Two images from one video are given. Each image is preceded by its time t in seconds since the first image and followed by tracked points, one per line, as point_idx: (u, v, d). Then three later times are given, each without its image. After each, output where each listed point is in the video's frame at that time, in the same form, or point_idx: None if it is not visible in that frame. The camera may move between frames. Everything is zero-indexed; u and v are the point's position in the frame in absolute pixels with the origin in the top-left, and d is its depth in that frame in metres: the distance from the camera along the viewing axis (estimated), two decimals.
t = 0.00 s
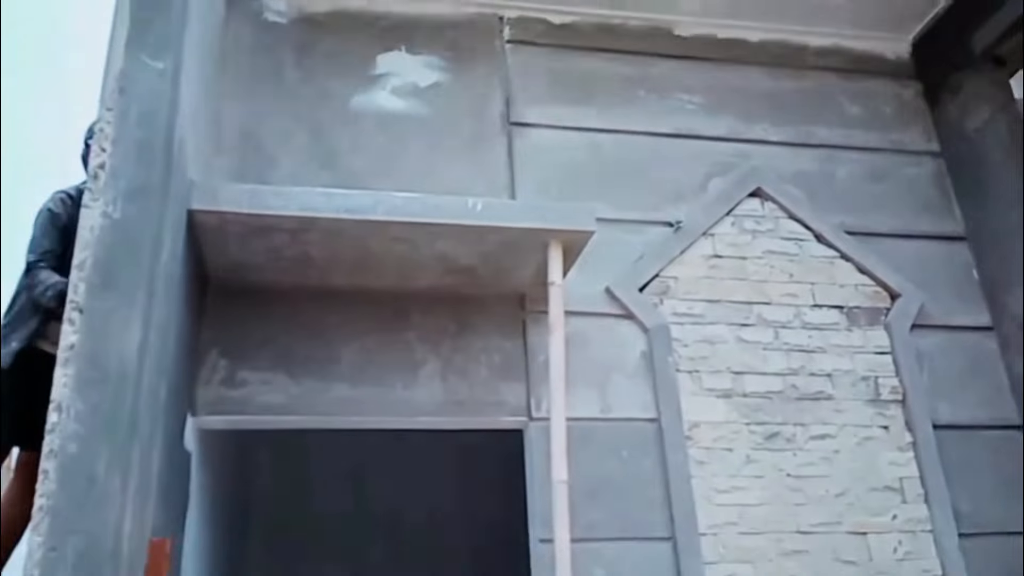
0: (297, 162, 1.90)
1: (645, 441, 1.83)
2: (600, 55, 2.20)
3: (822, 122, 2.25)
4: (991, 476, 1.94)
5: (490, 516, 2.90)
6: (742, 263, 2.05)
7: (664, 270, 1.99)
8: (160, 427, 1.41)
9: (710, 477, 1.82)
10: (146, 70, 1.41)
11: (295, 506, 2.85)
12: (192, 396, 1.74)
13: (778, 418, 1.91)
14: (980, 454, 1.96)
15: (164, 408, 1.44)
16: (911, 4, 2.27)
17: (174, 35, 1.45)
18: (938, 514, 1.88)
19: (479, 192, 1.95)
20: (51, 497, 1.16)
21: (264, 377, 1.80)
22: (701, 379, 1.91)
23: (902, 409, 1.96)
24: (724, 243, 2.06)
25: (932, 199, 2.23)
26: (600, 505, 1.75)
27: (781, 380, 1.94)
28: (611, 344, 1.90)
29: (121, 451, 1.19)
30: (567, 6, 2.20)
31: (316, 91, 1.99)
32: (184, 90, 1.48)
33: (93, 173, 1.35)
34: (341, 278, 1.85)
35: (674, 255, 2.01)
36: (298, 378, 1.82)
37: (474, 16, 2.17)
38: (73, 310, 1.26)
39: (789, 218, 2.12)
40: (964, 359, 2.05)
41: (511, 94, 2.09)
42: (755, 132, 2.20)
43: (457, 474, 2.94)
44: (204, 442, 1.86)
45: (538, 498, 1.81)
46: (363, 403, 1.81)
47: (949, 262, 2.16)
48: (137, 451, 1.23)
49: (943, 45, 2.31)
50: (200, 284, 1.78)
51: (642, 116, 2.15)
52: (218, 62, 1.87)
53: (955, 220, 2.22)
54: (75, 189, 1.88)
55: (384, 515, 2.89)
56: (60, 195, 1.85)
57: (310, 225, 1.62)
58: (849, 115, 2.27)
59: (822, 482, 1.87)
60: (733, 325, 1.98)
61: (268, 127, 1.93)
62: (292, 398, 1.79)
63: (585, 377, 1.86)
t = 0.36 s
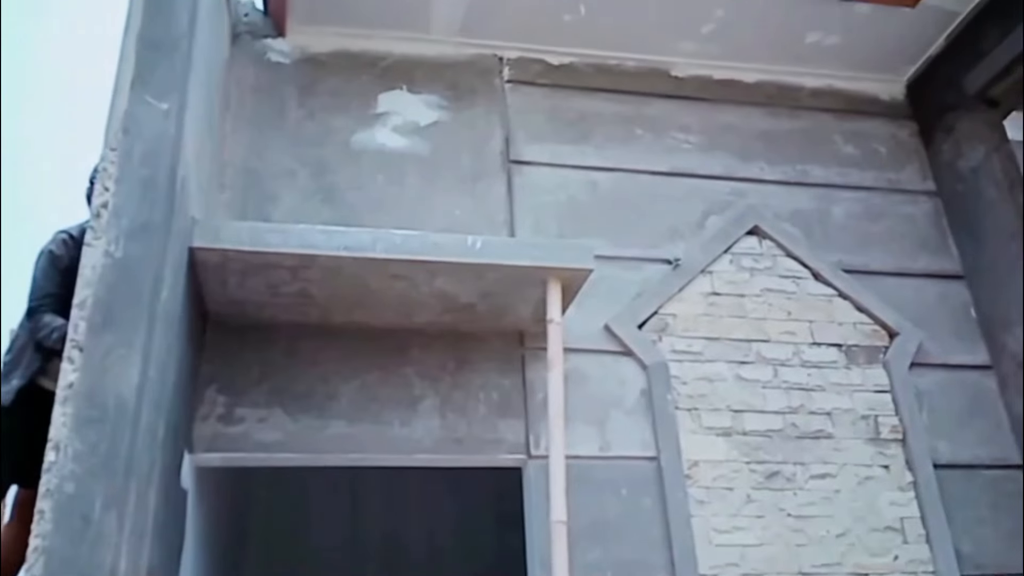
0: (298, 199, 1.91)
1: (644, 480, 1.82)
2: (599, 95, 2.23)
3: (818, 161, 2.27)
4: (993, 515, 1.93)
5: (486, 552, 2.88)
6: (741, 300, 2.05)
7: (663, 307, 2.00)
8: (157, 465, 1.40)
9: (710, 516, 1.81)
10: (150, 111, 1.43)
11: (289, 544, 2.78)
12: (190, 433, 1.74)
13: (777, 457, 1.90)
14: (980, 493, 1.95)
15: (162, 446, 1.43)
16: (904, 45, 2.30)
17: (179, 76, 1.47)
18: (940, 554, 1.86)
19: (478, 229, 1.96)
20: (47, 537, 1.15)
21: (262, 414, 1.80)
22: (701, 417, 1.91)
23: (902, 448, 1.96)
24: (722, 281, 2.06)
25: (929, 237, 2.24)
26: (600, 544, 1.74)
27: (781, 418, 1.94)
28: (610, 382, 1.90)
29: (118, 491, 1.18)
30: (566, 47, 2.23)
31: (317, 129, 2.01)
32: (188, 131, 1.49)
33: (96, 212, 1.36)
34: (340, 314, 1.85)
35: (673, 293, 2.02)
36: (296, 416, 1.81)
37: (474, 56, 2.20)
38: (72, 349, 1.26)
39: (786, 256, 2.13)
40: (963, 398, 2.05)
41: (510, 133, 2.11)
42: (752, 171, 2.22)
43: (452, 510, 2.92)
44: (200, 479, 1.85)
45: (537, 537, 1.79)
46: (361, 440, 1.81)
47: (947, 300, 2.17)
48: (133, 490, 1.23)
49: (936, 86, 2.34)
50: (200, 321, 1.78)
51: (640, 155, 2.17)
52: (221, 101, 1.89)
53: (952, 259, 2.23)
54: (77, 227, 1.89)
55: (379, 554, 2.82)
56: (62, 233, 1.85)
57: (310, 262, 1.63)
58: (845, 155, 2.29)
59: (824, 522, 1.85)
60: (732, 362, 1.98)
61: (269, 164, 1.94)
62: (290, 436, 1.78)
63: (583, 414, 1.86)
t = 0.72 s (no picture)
0: (303, 228, 1.92)
1: (648, 509, 1.81)
2: (602, 125, 2.25)
3: (820, 190, 2.28)
4: (999, 546, 1.91)
5: None
6: (744, 328, 2.05)
7: (665, 335, 2.00)
8: (160, 494, 1.40)
9: (715, 546, 1.80)
10: (157, 142, 1.44)
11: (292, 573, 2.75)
12: (192, 461, 1.73)
13: (782, 486, 1.89)
14: (987, 523, 1.94)
15: (164, 474, 1.43)
16: (904, 75, 2.32)
17: (186, 107, 1.49)
18: None
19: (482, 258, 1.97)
20: (47, 567, 1.15)
21: (265, 442, 1.79)
22: (704, 445, 1.90)
23: (907, 477, 1.95)
24: (725, 309, 2.07)
25: (932, 266, 2.24)
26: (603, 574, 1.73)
27: (785, 447, 1.93)
28: (614, 410, 1.90)
29: (120, 520, 1.18)
30: (569, 77, 2.25)
31: (322, 158, 2.02)
32: (194, 161, 1.51)
33: (103, 242, 1.37)
34: (344, 343, 1.85)
35: (676, 321, 2.02)
36: (299, 444, 1.81)
37: (478, 87, 2.22)
38: (77, 378, 1.26)
39: (789, 284, 2.13)
40: (967, 427, 2.04)
41: (513, 162, 2.12)
42: (754, 200, 2.23)
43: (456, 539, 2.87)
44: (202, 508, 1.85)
45: (540, 566, 1.78)
46: (364, 469, 1.80)
47: (950, 329, 2.16)
48: (135, 519, 1.23)
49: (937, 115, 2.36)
50: (204, 349, 1.78)
51: (643, 184, 2.18)
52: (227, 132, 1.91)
53: (955, 288, 2.23)
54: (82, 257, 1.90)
55: None
56: (66, 262, 1.86)
57: (314, 290, 1.64)
58: (846, 183, 2.30)
59: (829, 552, 1.84)
60: (735, 390, 1.98)
61: (274, 193, 1.96)
62: (293, 464, 1.78)
63: (586, 442, 1.85)
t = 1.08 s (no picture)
0: (299, 247, 1.92)
1: (647, 527, 1.80)
2: (597, 142, 2.26)
3: (815, 206, 2.29)
4: (999, 561, 1.91)
5: None
6: (740, 344, 2.05)
7: (662, 352, 2.00)
8: (155, 514, 1.40)
9: (714, 563, 1.79)
10: (153, 162, 1.45)
11: None
12: (188, 482, 1.73)
13: (781, 503, 1.88)
14: (986, 538, 1.93)
15: (159, 494, 1.43)
16: (897, 92, 2.34)
17: (183, 128, 1.50)
18: None
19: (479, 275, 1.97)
20: None
21: (261, 462, 1.79)
22: (702, 461, 1.90)
23: (906, 493, 1.94)
24: (721, 325, 2.07)
25: (927, 281, 2.25)
26: None
27: (783, 463, 1.93)
28: (611, 427, 1.89)
29: (116, 541, 1.18)
30: (564, 95, 2.26)
31: (319, 177, 2.03)
32: (190, 181, 1.51)
33: (98, 262, 1.37)
34: (340, 361, 1.85)
35: (672, 338, 2.02)
36: (296, 463, 1.80)
37: (473, 105, 2.23)
38: (72, 399, 1.26)
39: (785, 299, 2.14)
40: (965, 441, 2.04)
41: (509, 180, 2.13)
42: (749, 216, 2.23)
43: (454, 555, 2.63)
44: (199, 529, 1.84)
45: None
46: (361, 488, 1.79)
47: (946, 343, 2.17)
48: (132, 541, 1.22)
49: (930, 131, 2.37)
50: (200, 368, 1.78)
51: (639, 201, 2.18)
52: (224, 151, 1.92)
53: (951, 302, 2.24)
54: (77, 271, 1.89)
55: None
56: (62, 275, 1.86)
57: (310, 308, 1.64)
58: (841, 200, 2.31)
59: (829, 569, 1.83)
60: (733, 407, 1.97)
61: (270, 212, 1.96)
62: (289, 483, 1.77)
63: (584, 459, 1.85)
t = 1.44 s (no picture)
0: (293, 273, 1.89)
1: (647, 560, 1.76)
2: (594, 168, 2.24)
3: (813, 232, 2.27)
4: None
5: None
6: (740, 372, 2.03)
7: (661, 380, 1.97)
8: (144, 549, 1.35)
9: None
10: (147, 189, 1.42)
11: None
12: (176, 515, 1.68)
13: (784, 535, 1.85)
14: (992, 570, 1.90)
15: (148, 529, 1.38)
16: (894, 119, 2.34)
17: (178, 154, 1.47)
18: None
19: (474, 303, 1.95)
20: None
21: (251, 494, 1.74)
22: (703, 492, 1.86)
23: (911, 524, 1.91)
24: (721, 352, 2.04)
25: (927, 307, 2.24)
26: None
27: (785, 494, 1.90)
28: (610, 457, 1.86)
29: None
30: (561, 120, 2.25)
31: (313, 203, 2.00)
32: (184, 208, 1.49)
33: (90, 290, 1.34)
34: (335, 390, 1.81)
35: (671, 366, 1.99)
36: (288, 495, 1.75)
37: (470, 130, 2.21)
38: (60, 430, 1.23)
39: (785, 326, 2.11)
40: (968, 471, 2.01)
41: (506, 206, 2.11)
42: (747, 242, 2.22)
43: None
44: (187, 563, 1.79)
45: None
46: (355, 521, 1.75)
47: (948, 372, 2.15)
48: None
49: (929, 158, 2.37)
50: (190, 397, 1.74)
51: (637, 227, 2.16)
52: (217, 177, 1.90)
53: (951, 330, 2.22)
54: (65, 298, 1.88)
55: None
56: (50, 302, 1.84)
57: (304, 336, 1.60)
58: (839, 225, 2.30)
59: None
60: (734, 436, 1.94)
61: (264, 239, 1.93)
62: (281, 516, 1.73)
63: (582, 490, 1.81)
